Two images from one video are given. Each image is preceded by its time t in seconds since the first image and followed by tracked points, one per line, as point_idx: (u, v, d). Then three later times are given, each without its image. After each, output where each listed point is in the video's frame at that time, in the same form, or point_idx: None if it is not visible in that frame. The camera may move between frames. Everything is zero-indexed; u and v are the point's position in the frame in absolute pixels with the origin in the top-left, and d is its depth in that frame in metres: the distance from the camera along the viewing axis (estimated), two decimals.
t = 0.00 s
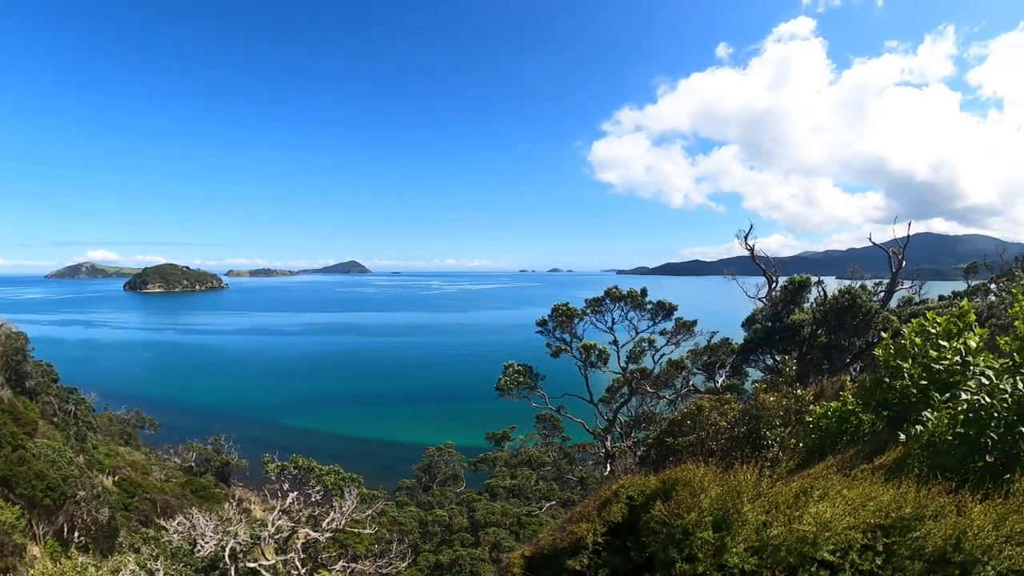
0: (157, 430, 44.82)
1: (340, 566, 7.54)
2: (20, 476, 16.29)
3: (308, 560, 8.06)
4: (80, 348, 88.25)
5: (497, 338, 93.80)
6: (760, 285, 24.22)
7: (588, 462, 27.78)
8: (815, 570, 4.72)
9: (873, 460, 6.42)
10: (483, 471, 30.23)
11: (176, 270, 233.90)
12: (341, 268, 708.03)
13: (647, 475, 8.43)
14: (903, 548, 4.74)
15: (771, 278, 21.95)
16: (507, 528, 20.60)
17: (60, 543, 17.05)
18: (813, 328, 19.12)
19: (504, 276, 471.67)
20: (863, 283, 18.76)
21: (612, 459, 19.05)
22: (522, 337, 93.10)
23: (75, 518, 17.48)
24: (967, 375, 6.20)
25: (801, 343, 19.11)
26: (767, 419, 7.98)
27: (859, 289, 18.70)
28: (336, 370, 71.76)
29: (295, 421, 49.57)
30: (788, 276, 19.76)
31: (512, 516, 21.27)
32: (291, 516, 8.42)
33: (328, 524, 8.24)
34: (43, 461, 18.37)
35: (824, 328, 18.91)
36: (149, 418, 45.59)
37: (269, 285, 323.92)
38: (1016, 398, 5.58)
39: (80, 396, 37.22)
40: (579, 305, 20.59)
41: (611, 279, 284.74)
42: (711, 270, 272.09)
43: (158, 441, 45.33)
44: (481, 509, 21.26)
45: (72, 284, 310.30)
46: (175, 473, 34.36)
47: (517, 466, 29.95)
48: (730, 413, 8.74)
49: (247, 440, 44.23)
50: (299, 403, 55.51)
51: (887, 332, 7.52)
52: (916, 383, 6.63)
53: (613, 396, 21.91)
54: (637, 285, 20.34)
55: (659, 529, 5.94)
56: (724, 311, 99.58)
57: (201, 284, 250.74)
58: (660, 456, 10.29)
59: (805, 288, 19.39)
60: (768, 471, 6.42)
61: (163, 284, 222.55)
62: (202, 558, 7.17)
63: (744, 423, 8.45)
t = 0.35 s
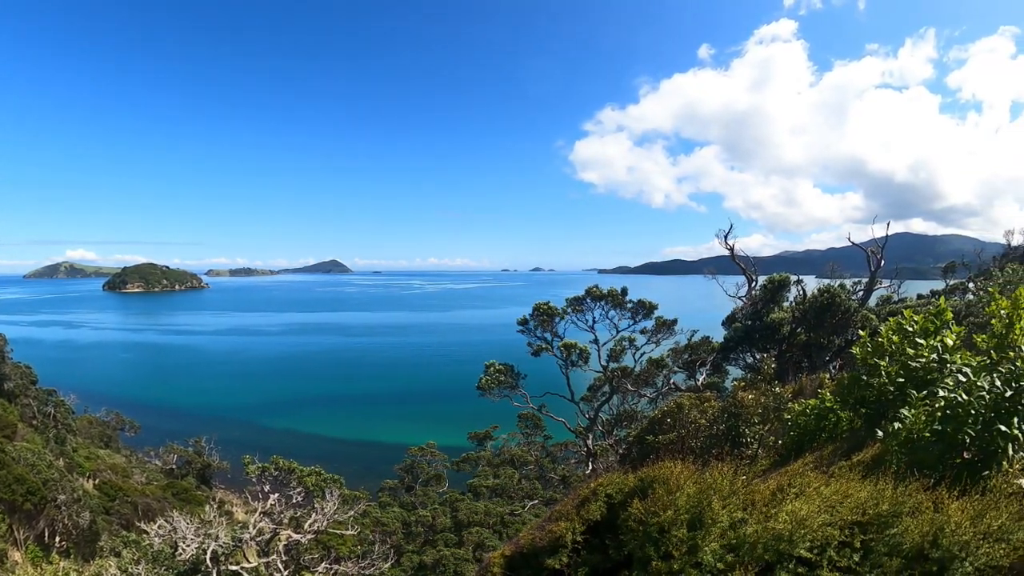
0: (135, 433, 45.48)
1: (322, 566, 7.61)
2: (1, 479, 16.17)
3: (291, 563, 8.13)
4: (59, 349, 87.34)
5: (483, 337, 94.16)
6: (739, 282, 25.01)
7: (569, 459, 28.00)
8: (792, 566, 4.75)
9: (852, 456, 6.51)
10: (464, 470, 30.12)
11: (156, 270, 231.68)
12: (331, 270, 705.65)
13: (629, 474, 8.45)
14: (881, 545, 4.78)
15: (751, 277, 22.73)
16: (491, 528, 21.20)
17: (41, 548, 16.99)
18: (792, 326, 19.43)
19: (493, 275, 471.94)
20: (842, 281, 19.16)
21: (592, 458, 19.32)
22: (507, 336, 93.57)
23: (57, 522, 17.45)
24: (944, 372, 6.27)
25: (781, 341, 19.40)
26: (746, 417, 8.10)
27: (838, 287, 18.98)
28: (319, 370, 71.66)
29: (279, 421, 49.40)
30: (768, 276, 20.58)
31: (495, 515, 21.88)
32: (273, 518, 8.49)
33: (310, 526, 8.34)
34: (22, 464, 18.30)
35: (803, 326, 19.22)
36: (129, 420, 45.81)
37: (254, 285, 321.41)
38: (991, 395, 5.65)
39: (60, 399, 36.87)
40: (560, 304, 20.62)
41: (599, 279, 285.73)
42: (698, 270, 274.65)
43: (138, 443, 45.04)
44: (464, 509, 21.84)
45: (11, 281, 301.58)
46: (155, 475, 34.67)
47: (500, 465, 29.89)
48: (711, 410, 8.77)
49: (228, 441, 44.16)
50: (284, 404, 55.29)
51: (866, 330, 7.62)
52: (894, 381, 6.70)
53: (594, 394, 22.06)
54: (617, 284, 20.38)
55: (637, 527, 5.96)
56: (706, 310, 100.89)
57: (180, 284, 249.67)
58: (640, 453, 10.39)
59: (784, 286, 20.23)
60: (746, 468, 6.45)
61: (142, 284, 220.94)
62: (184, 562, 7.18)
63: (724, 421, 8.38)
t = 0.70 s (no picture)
0: (114, 436, 45.28)
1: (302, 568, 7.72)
2: None
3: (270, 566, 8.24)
4: (34, 351, 86.10)
5: (466, 336, 94.68)
6: (716, 282, 26.87)
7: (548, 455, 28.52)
8: (766, 563, 4.78)
9: (826, 453, 6.60)
10: (445, 471, 30.32)
11: (132, 270, 229.55)
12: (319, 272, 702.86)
13: (604, 471, 8.49)
14: (854, 541, 4.84)
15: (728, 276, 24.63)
16: (472, 527, 21.64)
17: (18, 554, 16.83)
18: (770, 325, 20.56)
19: (481, 276, 473.21)
20: (819, 281, 20.01)
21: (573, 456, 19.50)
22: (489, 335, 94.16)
23: (34, 527, 17.29)
24: (918, 369, 6.36)
25: (758, 338, 20.59)
26: (721, 414, 8.18)
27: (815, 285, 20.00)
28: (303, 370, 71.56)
29: (261, 422, 49.36)
30: (746, 275, 22.09)
31: (476, 515, 22.34)
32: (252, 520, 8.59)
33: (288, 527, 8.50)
34: None
35: (780, 324, 20.29)
36: (109, 422, 45.73)
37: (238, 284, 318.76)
38: (963, 392, 5.77)
39: (36, 402, 36.44)
40: (539, 303, 20.80)
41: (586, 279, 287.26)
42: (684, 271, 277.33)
43: (116, 446, 44.95)
44: (446, 509, 22.44)
45: None
46: (135, 478, 35.03)
47: (480, 464, 29.89)
48: (687, 407, 9.03)
49: (206, 442, 43.97)
50: (268, 404, 55.18)
51: (842, 326, 7.71)
52: (868, 378, 6.80)
53: (574, 392, 22.24)
54: (595, 283, 20.68)
55: (610, 525, 5.99)
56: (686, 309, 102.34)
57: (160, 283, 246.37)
58: (618, 452, 10.52)
59: (761, 285, 21.78)
60: (720, 466, 6.51)
61: (119, 284, 218.52)
62: (163, 566, 7.20)
63: (699, 418, 8.63)
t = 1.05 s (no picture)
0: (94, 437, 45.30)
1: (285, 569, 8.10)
2: None
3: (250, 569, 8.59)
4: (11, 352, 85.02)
5: (453, 335, 95.12)
6: (698, 281, 28.26)
7: (530, 454, 28.82)
8: (742, 562, 4.83)
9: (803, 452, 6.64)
10: (428, 470, 30.87)
11: (110, 270, 227.03)
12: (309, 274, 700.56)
13: (581, 470, 8.50)
14: (831, 539, 4.89)
15: (709, 276, 26.03)
16: (454, 527, 22.24)
17: None
18: (750, 323, 20.86)
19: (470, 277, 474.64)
20: (799, 279, 20.56)
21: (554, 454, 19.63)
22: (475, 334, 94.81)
23: (15, 532, 17.09)
24: (893, 367, 6.48)
25: (738, 337, 20.88)
26: (699, 412, 8.24)
27: (793, 284, 20.08)
28: (288, 370, 71.34)
29: (243, 423, 49.25)
30: (726, 274, 22.32)
31: (460, 515, 22.94)
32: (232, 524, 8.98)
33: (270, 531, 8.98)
34: None
35: (760, 323, 20.50)
36: (88, 425, 45.47)
37: (225, 284, 316.26)
38: (939, 390, 5.88)
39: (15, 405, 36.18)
40: (519, 302, 21.05)
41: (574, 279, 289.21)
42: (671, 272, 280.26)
43: (96, 448, 44.99)
44: (429, 509, 23.24)
45: None
46: (115, 481, 35.11)
47: (462, 464, 30.08)
48: (665, 405, 8.95)
49: (185, 445, 43.77)
50: (253, 406, 54.93)
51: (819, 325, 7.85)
52: (844, 375, 6.90)
53: (555, 391, 22.63)
54: (576, 282, 21.05)
55: (587, 524, 6.01)
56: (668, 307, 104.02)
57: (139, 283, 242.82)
58: (596, 449, 10.18)
59: (741, 284, 22.03)
60: (697, 465, 6.58)
61: (99, 284, 216.28)
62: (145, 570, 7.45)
63: (676, 417, 8.63)
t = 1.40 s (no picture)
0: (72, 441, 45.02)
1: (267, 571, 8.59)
2: None
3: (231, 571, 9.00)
4: None
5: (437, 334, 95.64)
6: (675, 281, 29.15)
7: (511, 452, 29.34)
8: (717, 558, 4.86)
9: (778, 447, 6.68)
10: (409, 470, 31.58)
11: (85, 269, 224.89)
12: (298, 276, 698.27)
13: (558, 468, 8.56)
14: (805, 535, 4.91)
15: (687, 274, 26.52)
16: (436, 526, 23.60)
17: None
18: (728, 322, 21.76)
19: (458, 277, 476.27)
20: (776, 279, 21.18)
21: (533, 453, 19.95)
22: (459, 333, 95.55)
23: None
24: (867, 364, 6.60)
25: (716, 335, 21.84)
26: (676, 410, 8.47)
27: (771, 284, 20.92)
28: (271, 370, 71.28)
29: (222, 426, 49.26)
30: (704, 273, 23.37)
31: (442, 515, 23.98)
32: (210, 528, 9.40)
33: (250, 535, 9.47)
34: None
35: (737, 321, 21.41)
36: (66, 428, 45.08)
37: (206, 283, 314.06)
38: (912, 387, 5.99)
39: None
40: (499, 301, 21.26)
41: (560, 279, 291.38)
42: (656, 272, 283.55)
43: (75, 452, 44.71)
44: (410, 510, 24.36)
45: None
46: (93, 486, 35.13)
47: (443, 464, 30.24)
48: (644, 403, 9.24)
49: (163, 448, 43.69)
50: (235, 409, 54.65)
51: (795, 324, 7.99)
52: (819, 372, 7.00)
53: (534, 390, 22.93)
54: (554, 282, 21.49)
55: (563, 523, 6.01)
56: (647, 306, 105.90)
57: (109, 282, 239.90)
58: (577, 446, 10.82)
59: (718, 284, 22.92)
60: (674, 462, 6.63)
61: (74, 284, 213.81)
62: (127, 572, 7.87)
63: (654, 414, 8.86)
